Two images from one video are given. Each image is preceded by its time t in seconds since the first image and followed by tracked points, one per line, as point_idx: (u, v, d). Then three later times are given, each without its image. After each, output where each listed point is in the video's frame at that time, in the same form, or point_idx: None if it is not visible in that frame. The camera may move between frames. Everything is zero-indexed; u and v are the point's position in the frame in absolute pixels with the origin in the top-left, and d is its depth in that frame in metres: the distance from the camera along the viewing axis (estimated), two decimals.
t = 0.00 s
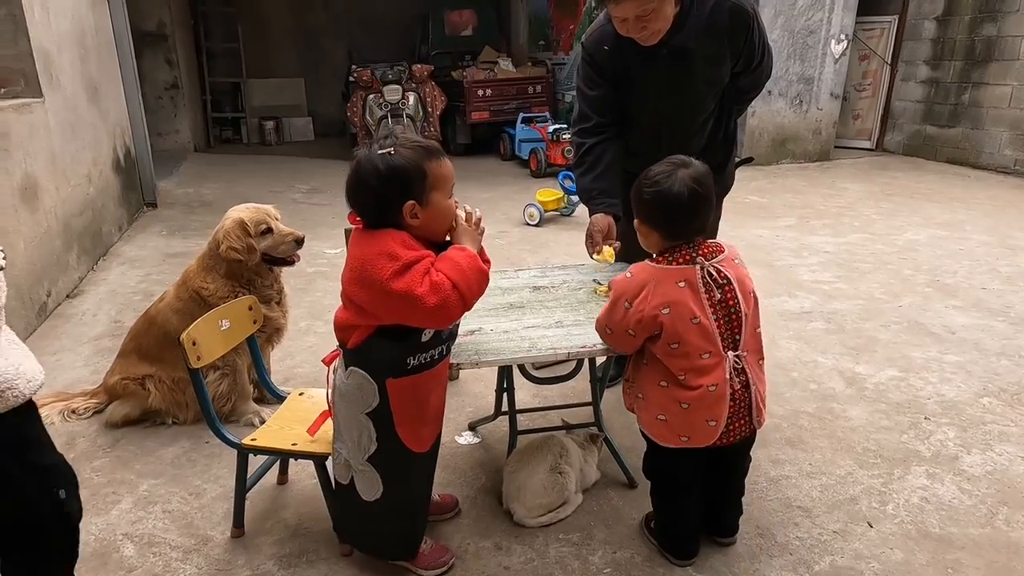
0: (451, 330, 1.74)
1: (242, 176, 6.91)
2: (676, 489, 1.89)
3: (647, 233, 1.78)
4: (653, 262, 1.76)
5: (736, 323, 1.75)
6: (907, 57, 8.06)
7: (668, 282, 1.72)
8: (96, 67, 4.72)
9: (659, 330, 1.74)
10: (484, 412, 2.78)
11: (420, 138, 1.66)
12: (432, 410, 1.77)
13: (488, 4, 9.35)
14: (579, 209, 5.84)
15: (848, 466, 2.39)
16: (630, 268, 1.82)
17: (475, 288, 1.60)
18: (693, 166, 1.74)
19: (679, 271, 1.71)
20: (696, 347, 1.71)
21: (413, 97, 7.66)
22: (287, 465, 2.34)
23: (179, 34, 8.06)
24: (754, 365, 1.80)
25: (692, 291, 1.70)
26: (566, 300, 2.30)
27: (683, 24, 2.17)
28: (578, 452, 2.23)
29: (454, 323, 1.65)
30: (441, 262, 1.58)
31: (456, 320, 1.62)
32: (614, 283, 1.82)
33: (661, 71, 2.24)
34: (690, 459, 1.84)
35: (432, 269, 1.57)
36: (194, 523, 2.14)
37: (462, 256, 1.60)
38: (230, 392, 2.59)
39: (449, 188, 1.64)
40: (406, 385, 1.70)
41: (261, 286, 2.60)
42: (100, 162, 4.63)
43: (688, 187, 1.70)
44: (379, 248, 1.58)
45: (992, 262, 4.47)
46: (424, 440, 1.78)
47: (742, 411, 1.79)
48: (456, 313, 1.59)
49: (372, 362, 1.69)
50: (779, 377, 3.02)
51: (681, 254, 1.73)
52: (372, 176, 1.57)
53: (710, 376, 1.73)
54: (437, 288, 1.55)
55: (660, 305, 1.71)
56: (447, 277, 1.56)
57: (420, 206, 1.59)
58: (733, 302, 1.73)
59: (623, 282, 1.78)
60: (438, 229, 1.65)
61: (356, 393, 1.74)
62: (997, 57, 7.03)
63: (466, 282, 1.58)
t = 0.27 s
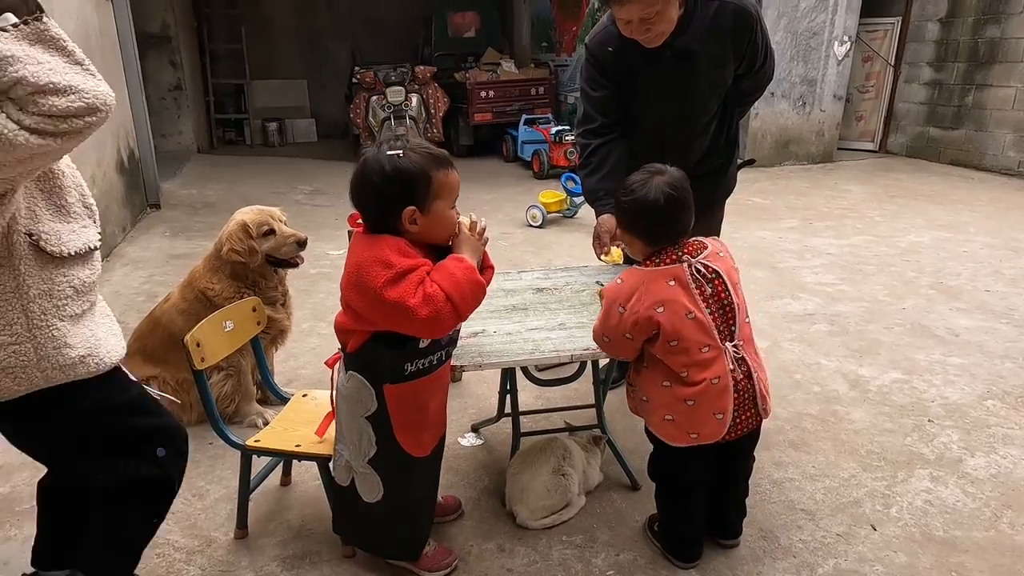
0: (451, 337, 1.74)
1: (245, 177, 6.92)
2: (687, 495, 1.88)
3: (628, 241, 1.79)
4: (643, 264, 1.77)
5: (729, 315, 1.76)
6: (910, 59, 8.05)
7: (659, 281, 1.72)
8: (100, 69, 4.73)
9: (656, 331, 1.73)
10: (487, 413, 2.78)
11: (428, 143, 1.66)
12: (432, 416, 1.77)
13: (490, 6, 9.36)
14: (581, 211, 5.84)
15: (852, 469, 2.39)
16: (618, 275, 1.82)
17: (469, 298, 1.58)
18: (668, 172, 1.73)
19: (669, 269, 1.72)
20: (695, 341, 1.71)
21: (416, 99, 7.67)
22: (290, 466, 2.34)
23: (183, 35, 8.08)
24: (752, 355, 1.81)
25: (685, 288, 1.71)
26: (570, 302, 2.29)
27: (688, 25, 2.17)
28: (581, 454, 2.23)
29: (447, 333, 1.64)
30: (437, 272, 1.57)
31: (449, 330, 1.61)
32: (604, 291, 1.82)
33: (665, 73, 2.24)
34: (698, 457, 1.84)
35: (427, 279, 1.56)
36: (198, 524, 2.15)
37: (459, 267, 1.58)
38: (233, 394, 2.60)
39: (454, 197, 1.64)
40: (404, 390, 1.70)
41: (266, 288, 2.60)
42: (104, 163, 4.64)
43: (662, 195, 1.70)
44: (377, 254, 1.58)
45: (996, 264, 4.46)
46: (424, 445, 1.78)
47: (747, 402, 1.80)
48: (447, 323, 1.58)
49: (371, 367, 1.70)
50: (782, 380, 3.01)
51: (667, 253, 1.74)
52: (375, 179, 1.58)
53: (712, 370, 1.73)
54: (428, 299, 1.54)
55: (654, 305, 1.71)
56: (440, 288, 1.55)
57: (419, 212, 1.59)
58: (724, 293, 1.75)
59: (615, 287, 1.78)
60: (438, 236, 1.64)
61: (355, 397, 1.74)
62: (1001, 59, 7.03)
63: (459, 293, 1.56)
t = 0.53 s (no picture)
0: (454, 338, 1.75)
1: (248, 179, 6.93)
2: (696, 496, 1.88)
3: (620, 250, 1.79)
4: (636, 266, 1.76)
5: (727, 308, 1.77)
6: (913, 61, 8.05)
7: (656, 280, 1.71)
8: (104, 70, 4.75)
9: (656, 331, 1.73)
10: (490, 415, 2.78)
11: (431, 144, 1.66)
12: (433, 416, 1.78)
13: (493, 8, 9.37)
14: (584, 213, 5.84)
15: (855, 471, 2.38)
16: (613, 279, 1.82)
17: (467, 301, 1.58)
18: (653, 179, 1.73)
19: (665, 269, 1.72)
20: (696, 337, 1.72)
21: (418, 100, 7.68)
22: (294, 468, 2.34)
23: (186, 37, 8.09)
24: (753, 347, 1.82)
25: (681, 285, 1.71)
26: (573, 304, 2.30)
27: (691, 28, 2.17)
28: (585, 457, 2.23)
29: (447, 335, 1.64)
30: (435, 275, 1.57)
31: (448, 333, 1.62)
32: (600, 296, 1.81)
33: (669, 75, 2.25)
34: (707, 455, 1.84)
35: (425, 281, 1.57)
36: (202, 525, 2.15)
37: (458, 269, 1.58)
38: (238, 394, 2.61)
39: (455, 203, 1.63)
40: (404, 391, 1.71)
41: (271, 289, 2.61)
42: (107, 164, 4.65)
43: (647, 205, 1.69)
44: (376, 255, 1.59)
45: (1000, 266, 4.45)
46: (426, 445, 1.79)
47: (754, 395, 1.80)
48: (446, 326, 1.58)
49: (371, 368, 1.70)
50: (785, 382, 3.01)
51: (658, 253, 1.74)
52: (375, 180, 1.59)
53: (715, 364, 1.73)
54: (426, 302, 1.55)
55: (652, 305, 1.70)
56: (438, 290, 1.56)
57: (416, 215, 1.59)
58: (720, 287, 1.76)
59: (611, 291, 1.78)
60: (437, 239, 1.64)
61: (357, 396, 1.75)
62: (1004, 61, 7.02)
63: (457, 296, 1.56)
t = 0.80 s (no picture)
0: (456, 339, 1.74)
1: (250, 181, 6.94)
2: (700, 500, 1.87)
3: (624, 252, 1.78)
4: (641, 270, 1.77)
5: (731, 312, 1.77)
6: (916, 63, 8.05)
7: (660, 284, 1.71)
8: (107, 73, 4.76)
9: (659, 335, 1.73)
10: (493, 417, 2.78)
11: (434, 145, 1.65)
12: (435, 417, 1.78)
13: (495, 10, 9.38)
14: (586, 215, 5.84)
15: (859, 475, 2.38)
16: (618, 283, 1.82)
17: (467, 301, 1.57)
18: (662, 183, 1.72)
19: (668, 273, 1.72)
20: (700, 341, 1.72)
21: (420, 103, 7.69)
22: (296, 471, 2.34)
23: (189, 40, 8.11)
24: (758, 351, 1.82)
25: (684, 289, 1.71)
26: (576, 306, 2.30)
27: (695, 32, 2.18)
28: (589, 460, 2.27)
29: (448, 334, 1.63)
30: (433, 272, 1.56)
31: (447, 332, 1.61)
32: (605, 299, 1.81)
33: (673, 79, 2.25)
34: (710, 458, 1.83)
35: (423, 280, 1.56)
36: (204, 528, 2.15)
37: (456, 266, 1.56)
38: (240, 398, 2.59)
39: (454, 207, 1.62)
40: (404, 392, 1.71)
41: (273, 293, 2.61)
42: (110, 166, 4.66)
43: (652, 209, 1.69)
44: (377, 255, 1.59)
45: (1003, 269, 4.44)
46: (426, 446, 1.79)
47: (757, 399, 1.79)
48: (445, 324, 1.57)
49: (372, 368, 1.70)
50: (788, 385, 3.00)
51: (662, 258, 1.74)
52: (377, 179, 1.59)
53: (718, 368, 1.73)
54: (423, 299, 1.54)
55: (657, 309, 1.70)
56: (435, 287, 1.54)
57: (412, 215, 1.59)
58: (725, 291, 1.76)
59: (615, 294, 1.78)
60: (437, 238, 1.64)
61: (358, 396, 1.75)
62: (1007, 63, 7.00)
63: (456, 293, 1.55)
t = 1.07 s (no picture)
0: (457, 343, 1.74)
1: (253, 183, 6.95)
2: (702, 504, 1.87)
3: (626, 256, 1.77)
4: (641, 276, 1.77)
5: (733, 318, 1.76)
6: (919, 65, 8.04)
7: (661, 291, 1.71)
8: (111, 76, 4.77)
9: (661, 342, 1.72)
10: (496, 421, 2.78)
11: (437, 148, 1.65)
12: (434, 421, 1.77)
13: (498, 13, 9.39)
14: (589, 218, 5.84)
15: (863, 479, 2.37)
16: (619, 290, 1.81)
17: (463, 311, 1.55)
18: (664, 188, 1.70)
19: (669, 279, 1.71)
20: (701, 348, 1.71)
21: (423, 105, 7.69)
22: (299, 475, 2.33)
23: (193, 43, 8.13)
24: (761, 356, 1.82)
25: (686, 296, 1.71)
26: (579, 310, 2.29)
27: (702, 36, 2.18)
28: (591, 464, 2.27)
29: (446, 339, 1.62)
30: (430, 279, 1.55)
31: (443, 340, 1.60)
32: (607, 306, 1.81)
33: (679, 83, 2.25)
34: (712, 463, 1.83)
35: (419, 286, 1.55)
36: (207, 532, 2.15)
37: (452, 273, 1.55)
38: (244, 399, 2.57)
39: (456, 209, 1.62)
40: (403, 395, 1.71)
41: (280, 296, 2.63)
42: (114, 169, 4.67)
43: (652, 214, 1.67)
44: (377, 257, 1.60)
45: (1008, 272, 4.43)
46: (425, 450, 1.79)
47: (760, 404, 1.79)
48: (441, 332, 1.56)
49: (371, 370, 1.70)
50: (791, 389, 3.00)
51: (663, 265, 1.74)
52: (377, 179, 1.60)
53: (720, 375, 1.73)
54: (418, 306, 1.53)
55: (658, 316, 1.70)
56: (431, 294, 1.53)
57: (412, 216, 1.59)
58: (727, 297, 1.75)
59: (616, 300, 1.78)
60: (436, 240, 1.63)
61: (360, 399, 1.75)
62: (1010, 66, 6.98)
63: (450, 300, 1.53)
